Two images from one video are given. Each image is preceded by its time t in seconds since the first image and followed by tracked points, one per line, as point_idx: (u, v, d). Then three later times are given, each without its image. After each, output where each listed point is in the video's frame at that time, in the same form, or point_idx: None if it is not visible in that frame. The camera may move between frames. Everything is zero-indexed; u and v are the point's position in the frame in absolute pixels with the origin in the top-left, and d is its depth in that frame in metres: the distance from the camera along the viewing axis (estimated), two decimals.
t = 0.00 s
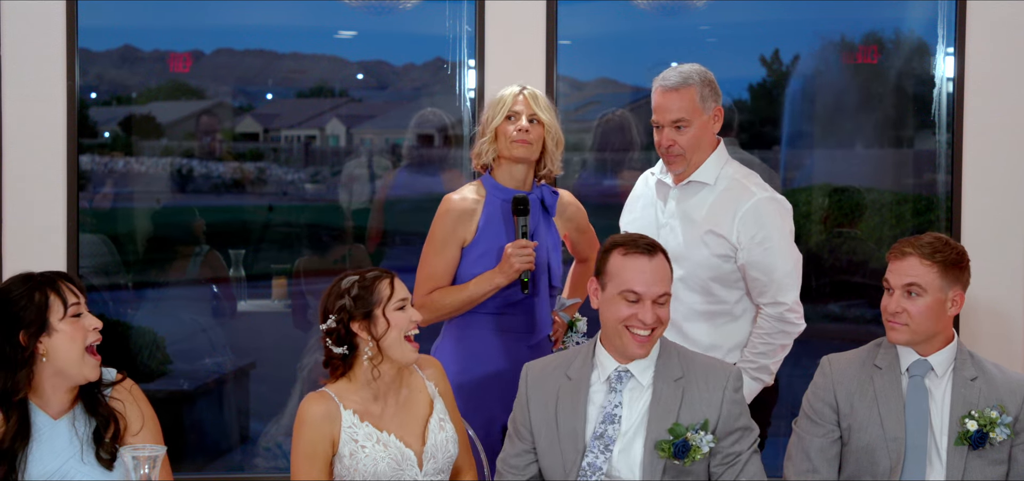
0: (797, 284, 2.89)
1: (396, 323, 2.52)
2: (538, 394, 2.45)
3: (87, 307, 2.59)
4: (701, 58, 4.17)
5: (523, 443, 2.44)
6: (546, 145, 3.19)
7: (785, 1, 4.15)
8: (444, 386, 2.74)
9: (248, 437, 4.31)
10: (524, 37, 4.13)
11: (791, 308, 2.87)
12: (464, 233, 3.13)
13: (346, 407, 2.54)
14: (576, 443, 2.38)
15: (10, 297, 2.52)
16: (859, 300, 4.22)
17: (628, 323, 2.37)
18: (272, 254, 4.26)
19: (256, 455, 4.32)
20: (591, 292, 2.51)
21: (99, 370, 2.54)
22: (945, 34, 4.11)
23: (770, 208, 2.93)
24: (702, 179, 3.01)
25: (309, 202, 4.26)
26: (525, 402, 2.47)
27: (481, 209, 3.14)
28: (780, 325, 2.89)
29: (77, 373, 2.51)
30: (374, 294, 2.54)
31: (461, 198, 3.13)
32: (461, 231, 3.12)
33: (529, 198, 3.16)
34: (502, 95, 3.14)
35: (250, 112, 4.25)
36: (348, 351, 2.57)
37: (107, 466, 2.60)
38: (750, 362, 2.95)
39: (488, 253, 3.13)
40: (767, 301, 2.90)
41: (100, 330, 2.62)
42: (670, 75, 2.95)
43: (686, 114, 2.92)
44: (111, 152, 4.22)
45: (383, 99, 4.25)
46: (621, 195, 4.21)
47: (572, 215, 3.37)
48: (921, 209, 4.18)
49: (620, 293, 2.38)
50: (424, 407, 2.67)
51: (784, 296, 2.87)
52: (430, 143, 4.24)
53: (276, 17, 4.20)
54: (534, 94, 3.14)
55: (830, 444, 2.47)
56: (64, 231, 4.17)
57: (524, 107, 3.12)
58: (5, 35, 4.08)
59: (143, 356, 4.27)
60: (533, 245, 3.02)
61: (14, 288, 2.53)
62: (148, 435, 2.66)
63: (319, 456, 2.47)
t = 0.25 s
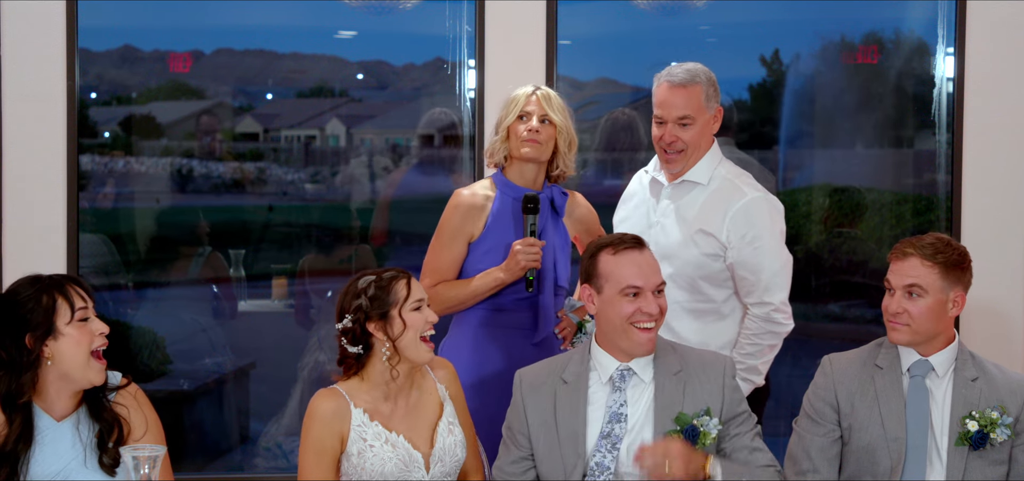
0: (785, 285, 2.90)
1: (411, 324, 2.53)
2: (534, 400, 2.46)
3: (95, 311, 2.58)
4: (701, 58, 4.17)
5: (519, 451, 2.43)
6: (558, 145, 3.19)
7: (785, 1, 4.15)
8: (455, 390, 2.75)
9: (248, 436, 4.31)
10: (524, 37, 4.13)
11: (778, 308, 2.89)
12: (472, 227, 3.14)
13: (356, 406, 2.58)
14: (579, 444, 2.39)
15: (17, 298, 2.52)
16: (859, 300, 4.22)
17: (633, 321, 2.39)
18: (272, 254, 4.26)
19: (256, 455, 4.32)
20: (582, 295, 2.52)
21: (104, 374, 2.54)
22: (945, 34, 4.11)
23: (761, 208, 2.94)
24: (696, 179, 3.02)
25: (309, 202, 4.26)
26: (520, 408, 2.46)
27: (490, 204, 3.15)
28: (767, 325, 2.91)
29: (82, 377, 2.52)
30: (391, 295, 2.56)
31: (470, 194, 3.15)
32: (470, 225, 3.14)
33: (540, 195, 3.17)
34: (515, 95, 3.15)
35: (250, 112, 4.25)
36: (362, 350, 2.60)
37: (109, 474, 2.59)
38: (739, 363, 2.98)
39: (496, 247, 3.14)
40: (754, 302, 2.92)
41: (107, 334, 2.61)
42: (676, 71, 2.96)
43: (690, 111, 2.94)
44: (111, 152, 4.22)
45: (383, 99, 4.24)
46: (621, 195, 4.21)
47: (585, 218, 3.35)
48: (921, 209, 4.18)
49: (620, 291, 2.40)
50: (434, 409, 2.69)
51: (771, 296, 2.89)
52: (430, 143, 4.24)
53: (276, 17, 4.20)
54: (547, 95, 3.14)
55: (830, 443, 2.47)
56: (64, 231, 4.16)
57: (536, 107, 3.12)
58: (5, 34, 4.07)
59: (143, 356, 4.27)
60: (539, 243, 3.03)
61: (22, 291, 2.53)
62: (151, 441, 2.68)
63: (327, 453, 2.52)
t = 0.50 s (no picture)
0: (770, 287, 2.89)
1: (417, 324, 2.54)
2: (534, 400, 2.46)
3: (97, 314, 2.59)
4: (701, 58, 4.17)
5: (521, 452, 2.43)
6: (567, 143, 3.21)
7: (785, 1, 4.15)
8: (458, 389, 2.75)
9: (248, 436, 4.31)
10: (524, 37, 4.13)
11: (761, 309, 2.89)
12: (479, 219, 3.18)
13: (359, 404, 2.59)
14: (581, 443, 2.39)
15: (20, 299, 2.52)
16: (859, 300, 4.22)
17: (632, 314, 2.38)
18: (272, 254, 4.27)
19: (256, 455, 4.32)
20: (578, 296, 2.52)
21: (106, 376, 2.54)
22: (945, 34, 4.11)
23: (748, 208, 2.93)
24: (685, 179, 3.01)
25: (309, 202, 4.26)
26: (521, 409, 2.46)
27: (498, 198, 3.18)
28: (750, 327, 2.91)
29: (84, 379, 2.52)
30: (398, 293, 2.56)
31: (478, 188, 3.20)
32: (476, 218, 3.18)
33: (547, 191, 3.20)
34: (525, 92, 3.16)
35: (250, 112, 4.25)
36: (368, 348, 2.60)
37: (109, 477, 2.60)
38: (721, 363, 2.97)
39: (501, 240, 3.17)
40: (738, 302, 2.92)
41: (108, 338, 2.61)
42: (668, 70, 2.94)
43: (683, 109, 2.93)
44: (111, 152, 4.22)
45: (383, 99, 4.24)
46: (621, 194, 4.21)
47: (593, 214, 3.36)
48: (921, 209, 4.18)
49: (617, 286, 2.40)
50: (437, 408, 2.69)
51: (754, 297, 2.89)
52: (430, 143, 4.24)
53: (276, 17, 4.20)
54: (556, 94, 3.14)
55: (830, 444, 2.47)
56: (64, 231, 4.17)
57: (544, 106, 3.14)
58: (5, 35, 4.08)
59: (143, 356, 4.27)
60: (544, 234, 3.02)
61: (25, 292, 2.52)
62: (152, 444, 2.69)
63: (329, 451, 2.52)
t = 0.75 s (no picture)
0: (770, 286, 2.89)
1: (414, 324, 2.54)
2: (534, 400, 2.46)
3: (96, 315, 2.59)
4: (701, 58, 4.17)
5: (521, 452, 2.44)
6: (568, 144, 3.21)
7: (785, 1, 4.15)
8: (457, 389, 2.75)
9: (248, 436, 4.31)
10: (523, 37, 4.13)
11: (761, 308, 2.88)
12: (480, 218, 3.20)
13: (358, 404, 2.59)
14: (580, 443, 2.39)
15: (19, 298, 2.52)
16: (859, 300, 4.22)
17: (628, 311, 2.38)
18: (272, 254, 4.27)
19: (256, 455, 4.32)
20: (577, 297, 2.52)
21: (104, 375, 2.53)
22: (945, 34, 4.11)
23: (749, 207, 2.94)
24: (685, 178, 3.01)
25: (309, 202, 4.26)
26: (521, 410, 2.47)
27: (498, 198, 3.21)
28: (750, 325, 2.90)
29: (82, 378, 2.52)
30: (394, 294, 2.56)
31: (479, 187, 3.22)
32: (477, 217, 3.20)
33: (548, 190, 3.21)
34: (525, 95, 3.18)
35: (250, 112, 4.25)
36: (365, 349, 2.60)
37: (108, 478, 2.60)
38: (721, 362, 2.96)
39: (501, 239, 3.18)
40: (738, 301, 2.91)
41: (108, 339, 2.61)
42: (665, 70, 2.95)
43: (680, 108, 2.93)
44: (111, 152, 4.22)
45: (383, 99, 4.24)
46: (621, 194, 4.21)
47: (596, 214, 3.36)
48: (921, 209, 4.18)
49: (610, 283, 2.40)
50: (436, 408, 2.69)
51: (754, 296, 2.89)
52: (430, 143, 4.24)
53: (277, 18, 4.20)
54: (554, 95, 3.15)
55: (830, 444, 2.47)
56: (64, 231, 4.17)
57: (543, 108, 3.15)
58: (5, 35, 4.08)
59: (143, 356, 4.27)
60: (544, 236, 2.99)
61: (24, 291, 2.52)
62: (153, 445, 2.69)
63: (329, 451, 2.52)
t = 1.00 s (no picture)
0: (786, 282, 2.91)
1: (412, 323, 2.53)
2: (531, 404, 2.47)
3: (95, 316, 2.59)
4: (701, 58, 4.17)
5: (519, 456, 2.44)
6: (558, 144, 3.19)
7: (785, 1, 4.15)
8: (457, 387, 2.75)
9: (248, 436, 4.31)
10: (523, 37, 4.13)
11: (779, 305, 2.90)
12: (472, 215, 3.18)
13: (358, 403, 2.59)
14: (576, 447, 2.40)
15: (19, 298, 2.52)
16: (859, 300, 4.22)
17: (611, 321, 2.37)
18: (272, 254, 4.27)
19: (256, 455, 4.32)
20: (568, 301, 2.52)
21: (102, 376, 2.53)
22: (945, 34, 4.11)
23: (763, 205, 2.95)
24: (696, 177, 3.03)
25: (309, 202, 4.26)
26: (518, 412, 2.48)
27: (490, 196, 3.19)
28: (768, 322, 2.90)
29: (80, 379, 2.52)
30: (392, 293, 2.55)
31: (471, 186, 3.21)
32: (470, 214, 3.18)
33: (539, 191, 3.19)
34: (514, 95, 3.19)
35: (250, 112, 4.25)
36: (364, 348, 2.60)
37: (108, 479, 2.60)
38: (739, 360, 2.95)
39: (494, 237, 3.16)
40: (755, 299, 2.91)
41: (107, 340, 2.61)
42: (673, 68, 2.96)
43: (689, 106, 2.93)
44: (111, 151, 4.22)
45: (383, 99, 4.24)
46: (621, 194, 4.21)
47: (590, 213, 3.34)
48: (921, 209, 4.18)
49: (593, 294, 2.39)
50: (436, 407, 2.69)
51: (772, 293, 2.89)
52: (430, 143, 4.24)
53: (277, 18, 4.20)
54: (543, 94, 3.14)
55: (829, 444, 2.47)
56: (64, 231, 4.17)
57: (531, 107, 3.15)
58: (5, 35, 4.08)
59: (143, 356, 4.27)
60: (536, 233, 3.01)
61: (24, 291, 2.52)
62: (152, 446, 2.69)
63: (329, 450, 2.52)
